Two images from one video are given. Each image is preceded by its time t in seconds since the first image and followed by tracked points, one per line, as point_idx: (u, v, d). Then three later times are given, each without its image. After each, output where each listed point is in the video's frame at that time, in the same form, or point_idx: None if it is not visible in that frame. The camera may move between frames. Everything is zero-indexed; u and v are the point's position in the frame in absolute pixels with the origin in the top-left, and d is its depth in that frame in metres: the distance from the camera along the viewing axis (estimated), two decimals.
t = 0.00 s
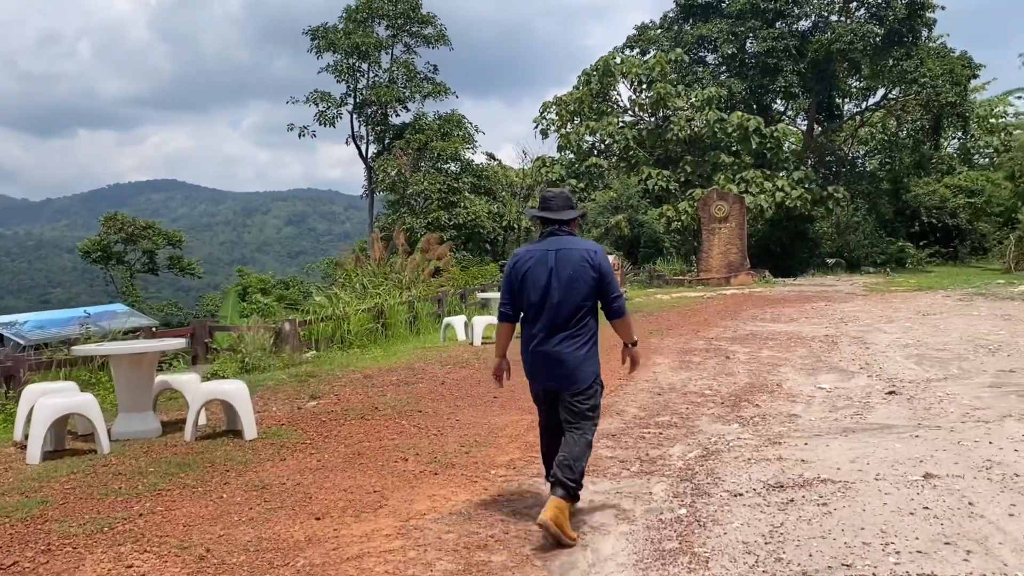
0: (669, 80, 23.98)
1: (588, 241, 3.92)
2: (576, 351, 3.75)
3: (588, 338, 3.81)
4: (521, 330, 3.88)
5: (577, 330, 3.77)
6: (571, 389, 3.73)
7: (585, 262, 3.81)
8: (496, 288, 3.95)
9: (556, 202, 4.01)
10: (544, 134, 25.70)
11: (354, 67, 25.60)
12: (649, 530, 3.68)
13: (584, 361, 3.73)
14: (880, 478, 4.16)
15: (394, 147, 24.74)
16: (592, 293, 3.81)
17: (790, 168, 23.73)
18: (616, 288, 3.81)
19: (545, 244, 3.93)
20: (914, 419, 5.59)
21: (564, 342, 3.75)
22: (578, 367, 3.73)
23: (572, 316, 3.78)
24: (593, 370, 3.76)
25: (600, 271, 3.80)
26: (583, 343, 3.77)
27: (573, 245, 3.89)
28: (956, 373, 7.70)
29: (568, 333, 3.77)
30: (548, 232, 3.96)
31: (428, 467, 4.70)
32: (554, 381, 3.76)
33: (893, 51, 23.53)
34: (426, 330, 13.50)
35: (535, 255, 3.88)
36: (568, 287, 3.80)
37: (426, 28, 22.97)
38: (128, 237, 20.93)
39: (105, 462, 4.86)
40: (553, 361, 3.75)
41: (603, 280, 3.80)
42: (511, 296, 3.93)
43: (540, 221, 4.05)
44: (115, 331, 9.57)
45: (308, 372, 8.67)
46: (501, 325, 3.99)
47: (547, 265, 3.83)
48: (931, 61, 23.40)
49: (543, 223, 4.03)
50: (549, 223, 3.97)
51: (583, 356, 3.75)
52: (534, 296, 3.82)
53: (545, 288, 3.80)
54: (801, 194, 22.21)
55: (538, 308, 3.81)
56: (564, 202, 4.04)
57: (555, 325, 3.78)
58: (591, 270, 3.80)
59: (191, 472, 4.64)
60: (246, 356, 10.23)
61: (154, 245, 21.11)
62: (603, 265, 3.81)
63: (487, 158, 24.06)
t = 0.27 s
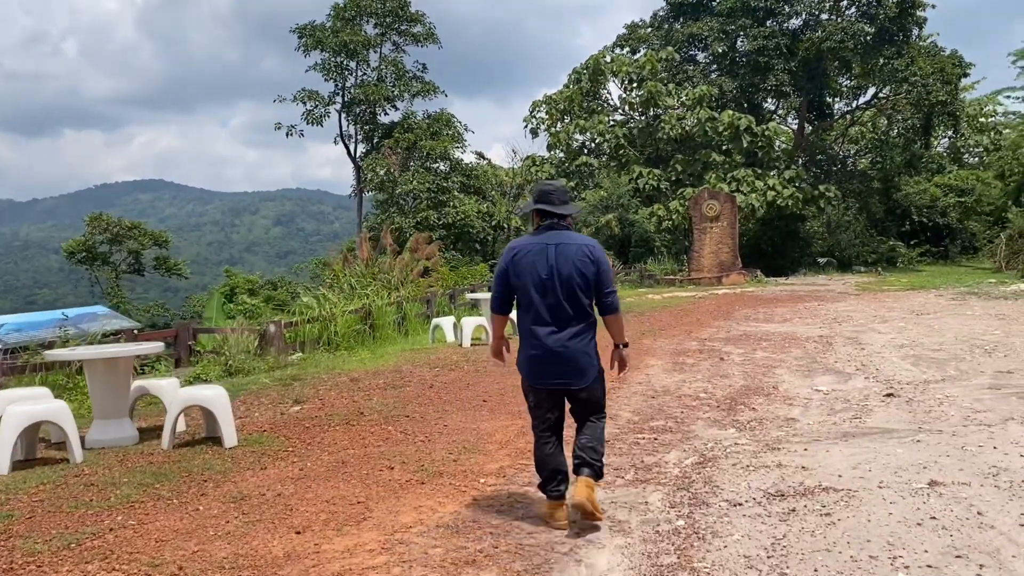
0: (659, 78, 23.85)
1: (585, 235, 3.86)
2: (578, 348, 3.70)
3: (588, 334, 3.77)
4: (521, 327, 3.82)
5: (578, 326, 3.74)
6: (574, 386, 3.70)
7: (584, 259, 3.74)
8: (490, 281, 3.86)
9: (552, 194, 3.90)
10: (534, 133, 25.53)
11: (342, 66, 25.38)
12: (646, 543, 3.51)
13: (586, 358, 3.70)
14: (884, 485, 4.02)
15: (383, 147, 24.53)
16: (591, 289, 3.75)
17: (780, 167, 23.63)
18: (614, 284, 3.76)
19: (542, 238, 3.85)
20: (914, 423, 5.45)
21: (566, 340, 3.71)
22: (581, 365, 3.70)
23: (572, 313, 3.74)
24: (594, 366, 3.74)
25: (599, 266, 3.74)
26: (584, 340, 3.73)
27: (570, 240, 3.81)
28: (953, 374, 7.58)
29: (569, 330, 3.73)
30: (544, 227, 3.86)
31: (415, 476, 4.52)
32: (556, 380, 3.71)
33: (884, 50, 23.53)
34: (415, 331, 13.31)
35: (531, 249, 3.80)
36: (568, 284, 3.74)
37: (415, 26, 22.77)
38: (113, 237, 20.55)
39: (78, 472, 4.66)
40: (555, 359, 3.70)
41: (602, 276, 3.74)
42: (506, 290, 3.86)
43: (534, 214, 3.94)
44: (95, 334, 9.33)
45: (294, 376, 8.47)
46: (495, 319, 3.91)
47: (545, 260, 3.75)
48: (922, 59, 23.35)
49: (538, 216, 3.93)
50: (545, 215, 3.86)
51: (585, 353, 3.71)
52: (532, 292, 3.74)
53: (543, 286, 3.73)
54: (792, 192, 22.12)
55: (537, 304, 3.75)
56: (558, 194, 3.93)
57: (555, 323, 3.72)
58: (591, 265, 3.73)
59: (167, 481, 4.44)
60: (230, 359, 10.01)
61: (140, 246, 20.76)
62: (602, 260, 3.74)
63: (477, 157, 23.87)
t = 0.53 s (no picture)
0: (654, 77, 23.73)
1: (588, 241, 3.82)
2: (588, 355, 3.63)
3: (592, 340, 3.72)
4: (528, 331, 3.63)
5: (587, 333, 3.65)
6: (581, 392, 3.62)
7: (596, 264, 3.69)
8: (496, 281, 3.63)
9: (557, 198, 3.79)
10: (528, 131, 25.36)
11: (335, 64, 25.18)
12: (646, 558, 3.36)
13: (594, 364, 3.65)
14: (892, 495, 3.88)
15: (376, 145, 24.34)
16: (598, 296, 3.72)
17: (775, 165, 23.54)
18: (617, 290, 3.77)
19: (549, 240, 3.72)
20: (918, 428, 5.32)
21: (578, 346, 3.61)
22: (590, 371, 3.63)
23: (583, 319, 3.66)
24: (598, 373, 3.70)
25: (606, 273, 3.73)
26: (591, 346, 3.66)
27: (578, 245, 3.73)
28: (955, 376, 7.46)
29: (579, 336, 3.63)
30: (552, 230, 3.74)
31: (405, 486, 4.36)
32: (566, 386, 3.59)
33: (878, 48, 23.49)
34: (408, 331, 13.15)
35: (543, 251, 3.65)
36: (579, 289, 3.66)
37: (408, 24, 22.58)
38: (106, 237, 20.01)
39: (56, 483, 4.48)
40: (568, 366, 3.58)
41: (609, 283, 3.73)
42: (511, 292, 3.65)
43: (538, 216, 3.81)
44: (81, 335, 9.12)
45: (283, 379, 8.30)
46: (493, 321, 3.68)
47: (560, 262, 3.62)
48: (916, 58, 23.27)
49: (542, 219, 3.80)
50: (553, 217, 3.74)
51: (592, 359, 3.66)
52: (547, 296, 3.59)
53: (559, 290, 3.60)
54: (786, 191, 22.02)
55: (549, 308, 3.61)
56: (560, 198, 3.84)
57: (567, 328, 3.61)
58: (601, 271, 3.71)
59: (149, 492, 4.27)
60: (219, 361, 9.82)
61: (132, 245, 20.25)
62: (609, 267, 3.73)
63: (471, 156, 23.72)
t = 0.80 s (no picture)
0: (649, 74, 23.60)
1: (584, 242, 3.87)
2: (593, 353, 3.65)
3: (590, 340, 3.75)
4: (544, 328, 3.54)
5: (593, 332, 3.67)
6: (583, 390, 3.63)
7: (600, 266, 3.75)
8: (519, 274, 3.48)
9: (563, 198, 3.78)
10: (523, 129, 25.20)
11: (329, 61, 25.00)
12: (646, 567, 3.21)
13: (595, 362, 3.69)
14: (899, 500, 3.74)
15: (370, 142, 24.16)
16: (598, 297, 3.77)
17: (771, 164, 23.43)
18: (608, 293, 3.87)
19: (560, 239, 3.69)
20: (923, 429, 5.19)
21: (587, 344, 3.62)
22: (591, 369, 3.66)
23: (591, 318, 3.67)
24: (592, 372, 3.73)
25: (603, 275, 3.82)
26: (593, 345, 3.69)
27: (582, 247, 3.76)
28: (956, 375, 7.34)
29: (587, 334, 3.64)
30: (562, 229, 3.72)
31: (396, 490, 4.21)
32: (576, 384, 3.57)
33: (874, 46, 23.41)
34: (402, 330, 12.99)
35: (562, 249, 3.60)
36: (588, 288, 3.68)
37: (403, 21, 22.40)
38: (98, 235, 19.67)
39: (34, 487, 4.31)
40: (582, 364, 3.56)
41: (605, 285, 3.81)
42: (532, 287, 3.52)
43: (541, 215, 3.76)
44: (68, 335, 8.93)
45: (273, 378, 8.14)
46: (508, 317, 3.52)
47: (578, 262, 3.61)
48: (913, 55, 23.16)
49: (546, 218, 3.76)
50: (563, 216, 3.73)
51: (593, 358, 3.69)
52: (568, 293, 3.54)
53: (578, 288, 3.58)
54: (782, 189, 21.92)
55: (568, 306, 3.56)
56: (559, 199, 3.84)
57: (582, 326, 3.59)
58: (604, 273, 3.77)
59: (130, 495, 4.12)
60: (209, 360, 9.65)
61: (125, 243, 19.86)
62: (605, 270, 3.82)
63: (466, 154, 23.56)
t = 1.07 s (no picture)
0: (645, 73, 23.50)
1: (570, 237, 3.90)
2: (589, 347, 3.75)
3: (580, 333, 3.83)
4: (564, 324, 3.54)
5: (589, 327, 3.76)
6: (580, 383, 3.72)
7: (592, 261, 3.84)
8: (550, 269, 3.45)
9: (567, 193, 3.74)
10: (518, 128, 25.07)
11: (324, 59, 24.82)
12: None
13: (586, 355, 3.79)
14: (906, 509, 3.61)
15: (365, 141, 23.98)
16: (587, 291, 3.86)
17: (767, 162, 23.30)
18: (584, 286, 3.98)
19: (571, 235, 3.68)
20: (927, 433, 5.05)
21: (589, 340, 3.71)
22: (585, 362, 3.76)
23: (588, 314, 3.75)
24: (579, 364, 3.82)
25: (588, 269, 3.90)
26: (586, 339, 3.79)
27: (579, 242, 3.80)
28: (958, 377, 7.21)
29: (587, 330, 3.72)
30: (570, 223, 3.70)
31: (383, 498, 4.06)
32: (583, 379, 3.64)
33: (871, 45, 23.31)
34: (396, 330, 12.83)
35: (577, 245, 3.62)
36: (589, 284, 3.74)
37: (398, 19, 22.23)
38: (91, 234, 19.36)
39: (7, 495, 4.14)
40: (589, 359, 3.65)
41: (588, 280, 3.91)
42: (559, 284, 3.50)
43: (548, 209, 3.69)
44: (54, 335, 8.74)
45: (262, 379, 7.97)
46: (533, 310, 3.47)
47: (589, 259, 3.66)
48: (909, 54, 23.10)
49: (552, 212, 3.70)
50: (570, 211, 3.69)
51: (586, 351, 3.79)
52: (586, 290, 3.59)
53: (590, 285, 3.64)
54: (778, 188, 21.81)
55: (584, 303, 3.60)
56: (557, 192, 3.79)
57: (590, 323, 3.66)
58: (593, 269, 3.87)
59: (107, 503, 3.96)
60: (198, 360, 9.48)
61: (117, 241, 19.51)
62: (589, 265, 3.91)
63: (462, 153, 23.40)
